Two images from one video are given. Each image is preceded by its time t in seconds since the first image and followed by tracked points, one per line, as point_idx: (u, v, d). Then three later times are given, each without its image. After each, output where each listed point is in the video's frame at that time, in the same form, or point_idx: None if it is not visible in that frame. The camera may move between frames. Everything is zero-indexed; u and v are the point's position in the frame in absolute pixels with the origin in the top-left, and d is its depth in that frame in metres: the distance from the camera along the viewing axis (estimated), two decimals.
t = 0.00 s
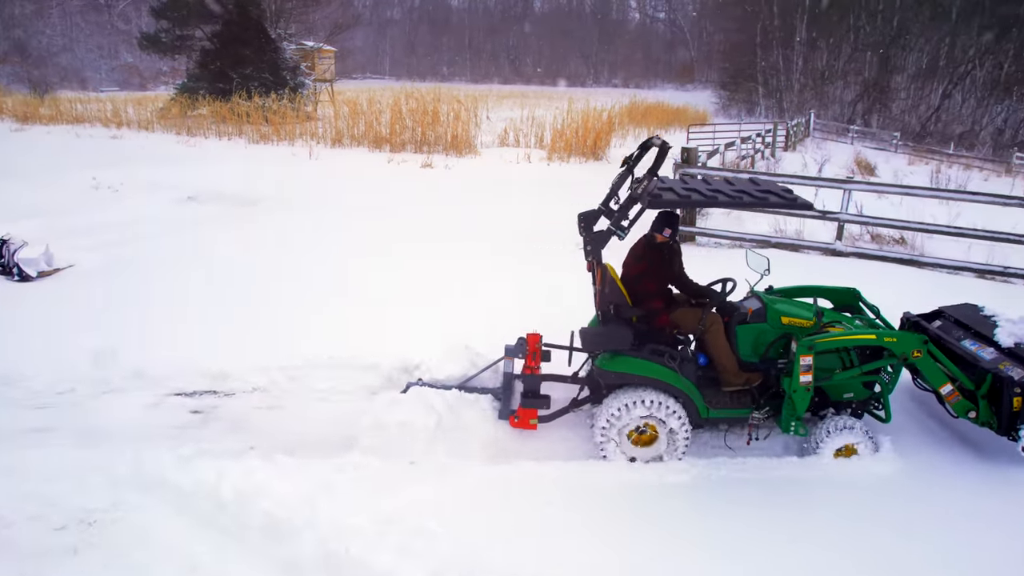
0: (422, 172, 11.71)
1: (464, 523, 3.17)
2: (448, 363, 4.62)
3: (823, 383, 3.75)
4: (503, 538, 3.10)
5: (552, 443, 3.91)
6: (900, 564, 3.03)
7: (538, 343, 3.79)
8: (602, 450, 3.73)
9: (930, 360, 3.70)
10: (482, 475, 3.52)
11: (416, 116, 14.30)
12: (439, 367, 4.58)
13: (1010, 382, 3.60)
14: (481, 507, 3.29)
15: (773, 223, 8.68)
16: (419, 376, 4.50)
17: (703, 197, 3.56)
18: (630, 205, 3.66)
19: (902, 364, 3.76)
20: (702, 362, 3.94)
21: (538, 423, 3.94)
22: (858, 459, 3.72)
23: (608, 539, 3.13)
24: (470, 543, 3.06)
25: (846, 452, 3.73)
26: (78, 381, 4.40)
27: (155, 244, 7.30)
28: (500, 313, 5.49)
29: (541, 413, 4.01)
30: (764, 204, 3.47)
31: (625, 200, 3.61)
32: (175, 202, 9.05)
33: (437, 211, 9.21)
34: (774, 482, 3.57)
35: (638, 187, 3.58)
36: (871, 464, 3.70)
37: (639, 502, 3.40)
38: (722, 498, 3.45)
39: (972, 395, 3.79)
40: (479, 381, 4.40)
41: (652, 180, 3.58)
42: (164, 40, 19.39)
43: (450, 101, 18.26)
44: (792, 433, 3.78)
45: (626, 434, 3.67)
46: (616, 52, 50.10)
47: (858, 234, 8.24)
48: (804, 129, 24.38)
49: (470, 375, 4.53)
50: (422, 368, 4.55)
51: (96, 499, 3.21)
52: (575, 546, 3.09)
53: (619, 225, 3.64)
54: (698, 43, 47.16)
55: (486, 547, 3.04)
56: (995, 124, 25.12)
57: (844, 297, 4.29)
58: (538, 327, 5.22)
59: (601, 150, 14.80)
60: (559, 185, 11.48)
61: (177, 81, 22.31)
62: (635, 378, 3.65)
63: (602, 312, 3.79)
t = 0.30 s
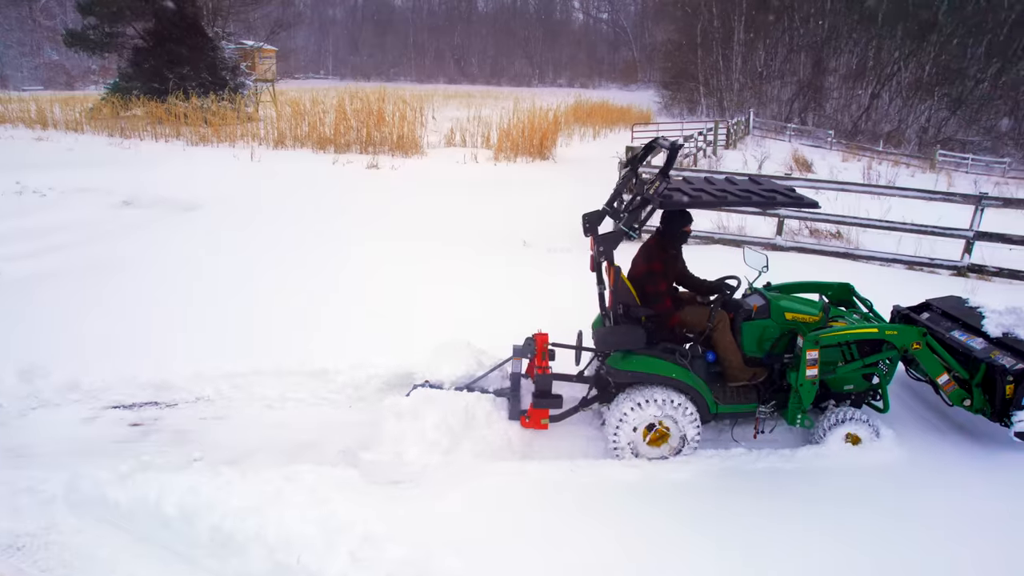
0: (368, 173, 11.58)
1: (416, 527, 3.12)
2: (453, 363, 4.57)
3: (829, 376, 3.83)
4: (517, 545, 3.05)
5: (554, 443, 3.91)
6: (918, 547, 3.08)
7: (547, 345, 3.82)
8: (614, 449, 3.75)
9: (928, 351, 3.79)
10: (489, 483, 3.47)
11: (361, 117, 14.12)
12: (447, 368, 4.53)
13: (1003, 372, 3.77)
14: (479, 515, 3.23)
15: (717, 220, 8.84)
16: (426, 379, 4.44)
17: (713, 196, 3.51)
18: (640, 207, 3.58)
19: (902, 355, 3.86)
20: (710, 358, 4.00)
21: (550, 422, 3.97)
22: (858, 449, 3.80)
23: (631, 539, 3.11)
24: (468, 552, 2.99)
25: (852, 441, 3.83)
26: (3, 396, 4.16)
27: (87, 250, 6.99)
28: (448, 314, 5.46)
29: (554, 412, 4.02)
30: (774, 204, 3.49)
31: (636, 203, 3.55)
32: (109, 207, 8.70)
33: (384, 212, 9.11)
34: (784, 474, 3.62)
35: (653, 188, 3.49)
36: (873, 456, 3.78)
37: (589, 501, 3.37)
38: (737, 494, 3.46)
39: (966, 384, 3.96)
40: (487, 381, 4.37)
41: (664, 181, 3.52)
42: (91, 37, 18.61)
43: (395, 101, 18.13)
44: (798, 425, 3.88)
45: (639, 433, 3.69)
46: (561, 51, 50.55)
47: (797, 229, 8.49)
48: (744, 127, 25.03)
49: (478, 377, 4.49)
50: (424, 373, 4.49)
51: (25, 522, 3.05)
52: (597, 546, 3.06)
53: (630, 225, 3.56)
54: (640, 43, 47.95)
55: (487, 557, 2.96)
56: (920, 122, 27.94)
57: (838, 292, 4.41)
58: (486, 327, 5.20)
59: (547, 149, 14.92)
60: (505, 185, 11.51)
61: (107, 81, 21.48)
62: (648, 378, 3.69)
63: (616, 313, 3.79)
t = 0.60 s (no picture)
0: (307, 175, 11.35)
1: (360, 528, 3.04)
2: (461, 360, 4.63)
3: (820, 369, 3.85)
4: (539, 547, 2.97)
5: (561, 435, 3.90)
6: (937, 528, 3.14)
7: (543, 345, 3.90)
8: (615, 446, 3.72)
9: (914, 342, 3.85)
10: (498, 485, 3.39)
11: (298, 117, 13.86)
12: (452, 365, 4.56)
13: (979, 359, 3.84)
14: (485, 519, 3.14)
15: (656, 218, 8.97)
16: (424, 379, 4.39)
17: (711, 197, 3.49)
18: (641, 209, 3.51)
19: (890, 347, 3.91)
20: (708, 356, 3.96)
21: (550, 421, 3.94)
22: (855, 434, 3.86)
23: (659, 536, 3.07)
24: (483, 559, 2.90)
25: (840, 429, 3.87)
26: None
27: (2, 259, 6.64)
28: (389, 316, 5.40)
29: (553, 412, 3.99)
30: (769, 203, 3.49)
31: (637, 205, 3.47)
32: (27, 212, 8.29)
33: (325, 215, 8.95)
34: (794, 462, 3.65)
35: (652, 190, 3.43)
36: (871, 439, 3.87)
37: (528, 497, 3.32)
38: (752, 484, 3.47)
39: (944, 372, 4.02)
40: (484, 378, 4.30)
41: (664, 182, 3.45)
42: (6, 34, 17.73)
43: (334, 102, 17.86)
44: (791, 418, 3.89)
45: (639, 430, 3.66)
46: (501, 51, 50.68)
47: (734, 225, 8.70)
48: (682, 126, 25.59)
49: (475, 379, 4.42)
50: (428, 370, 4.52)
51: None
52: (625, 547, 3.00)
53: (630, 228, 3.49)
54: (579, 43, 48.41)
55: (499, 563, 2.88)
56: (846, 121, 29.16)
57: (822, 286, 4.49)
58: (430, 330, 5.16)
59: (489, 149, 14.93)
60: (445, 185, 11.44)
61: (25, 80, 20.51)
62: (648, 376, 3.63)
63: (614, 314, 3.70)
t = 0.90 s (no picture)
0: (244, 178, 11.08)
1: (297, 540, 2.93)
2: (451, 360, 4.60)
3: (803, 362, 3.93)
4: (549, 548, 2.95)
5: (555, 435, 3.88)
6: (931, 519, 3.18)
7: (535, 342, 3.93)
8: (610, 441, 3.72)
9: (887, 335, 3.98)
10: (507, 486, 3.37)
11: (233, 119, 13.50)
12: (444, 365, 4.53)
13: (946, 347, 4.00)
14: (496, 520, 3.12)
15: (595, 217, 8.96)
16: (416, 382, 4.34)
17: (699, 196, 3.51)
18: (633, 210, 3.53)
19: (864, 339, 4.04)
20: (695, 351, 3.99)
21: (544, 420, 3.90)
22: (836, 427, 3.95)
23: (662, 529, 3.09)
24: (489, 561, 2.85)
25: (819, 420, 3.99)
26: None
27: None
28: (341, 322, 5.30)
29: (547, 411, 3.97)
30: (754, 202, 3.53)
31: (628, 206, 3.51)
32: None
33: (262, 219, 8.73)
34: (790, 451, 3.74)
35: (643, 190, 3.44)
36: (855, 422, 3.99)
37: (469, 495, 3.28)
38: (752, 474, 3.54)
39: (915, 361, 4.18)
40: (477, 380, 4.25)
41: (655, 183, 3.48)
42: None
43: (269, 102, 17.46)
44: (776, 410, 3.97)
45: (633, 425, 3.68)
46: (442, 50, 50.50)
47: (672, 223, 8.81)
48: (621, 125, 25.94)
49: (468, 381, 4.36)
50: (416, 367, 4.54)
51: None
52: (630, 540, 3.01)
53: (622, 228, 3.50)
54: (519, 42, 48.58)
55: (511, 563, 2.85)
56: (779, 120, 30.39)
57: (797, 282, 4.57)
58: (410, 330, 5.17)
59: (430, 150, 14.87)
60: (384, 187, 11.31)
61: None
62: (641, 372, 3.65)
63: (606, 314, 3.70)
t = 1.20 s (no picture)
0: (186, 181, 10.75)
1: (239, 547, 2.78)
2: (443, 359, 4.50)
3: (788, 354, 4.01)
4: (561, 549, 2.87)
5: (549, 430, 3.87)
6: (931, 508, 3.22)
7: (529, 341, 3.95)
8: (604, 434, 3.71)
9: (865, 328, 4.09)
10: (521, 483, 3.30)
11: (174, 120, 13.12)
12: (434, 363, 4.43)
13: (920, 338, 4.16)
14: (508, 521, 3.03)
15: (542, 215, 8.89)
16: (407, 380, 4.24)
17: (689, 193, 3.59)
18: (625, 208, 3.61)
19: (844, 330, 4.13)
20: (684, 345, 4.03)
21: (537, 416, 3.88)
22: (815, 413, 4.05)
23: (673, 521, 3.09)
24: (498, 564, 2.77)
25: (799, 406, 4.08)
26: None
27: None
28: (327, 323, 5.27)
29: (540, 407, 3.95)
30: (740, 200, 3.64)
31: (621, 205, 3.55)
32: None
33: (203, 223, 8.47)
34: (799, 440, 3.78)
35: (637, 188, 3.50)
36: (839, 409, 4.10)
37: (421, 498, 3.15)
38: (763, 461, 3.57)
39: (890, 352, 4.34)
40: (469, 380, 4.16)
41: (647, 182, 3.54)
42: None
43: (211, 102, 17.00)
44: (761, 401, 4.05)
45: (628, 421, 3.67)
46: (390, 51, 50.11)
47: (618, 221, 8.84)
48: (570, 125, 26.11)
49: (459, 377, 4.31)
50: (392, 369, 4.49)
51: None
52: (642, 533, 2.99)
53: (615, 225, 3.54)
54: (468, 42, 48.50)
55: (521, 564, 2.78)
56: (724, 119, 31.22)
57: (778, 276, 4.63)
58: (400, 329, 5.15)
59: (379, 150, 14.73)
60: (330, 188, 11.13)
61: None
62: (636, 367, 3.65)
63: (599, 310, 3.71)
